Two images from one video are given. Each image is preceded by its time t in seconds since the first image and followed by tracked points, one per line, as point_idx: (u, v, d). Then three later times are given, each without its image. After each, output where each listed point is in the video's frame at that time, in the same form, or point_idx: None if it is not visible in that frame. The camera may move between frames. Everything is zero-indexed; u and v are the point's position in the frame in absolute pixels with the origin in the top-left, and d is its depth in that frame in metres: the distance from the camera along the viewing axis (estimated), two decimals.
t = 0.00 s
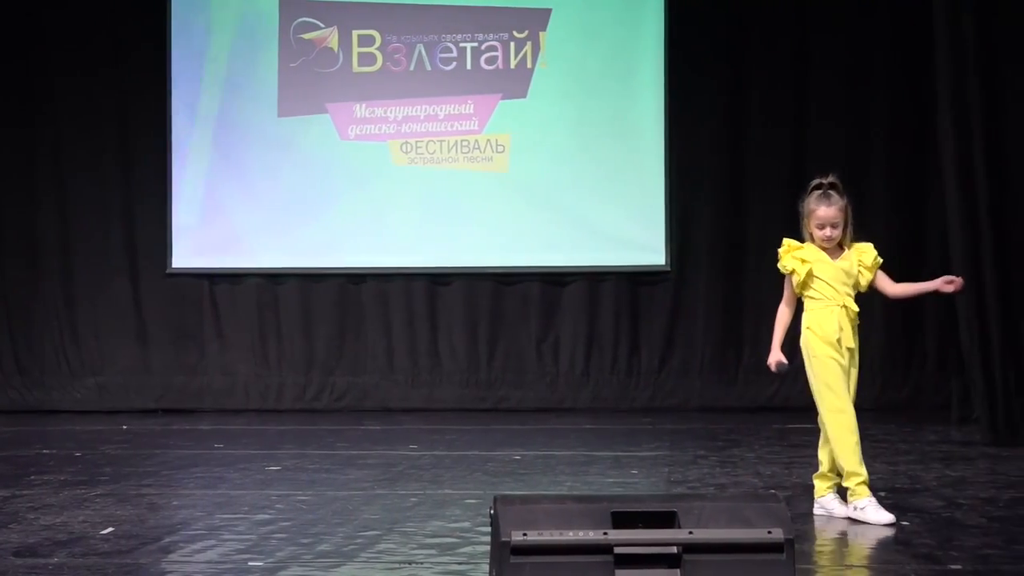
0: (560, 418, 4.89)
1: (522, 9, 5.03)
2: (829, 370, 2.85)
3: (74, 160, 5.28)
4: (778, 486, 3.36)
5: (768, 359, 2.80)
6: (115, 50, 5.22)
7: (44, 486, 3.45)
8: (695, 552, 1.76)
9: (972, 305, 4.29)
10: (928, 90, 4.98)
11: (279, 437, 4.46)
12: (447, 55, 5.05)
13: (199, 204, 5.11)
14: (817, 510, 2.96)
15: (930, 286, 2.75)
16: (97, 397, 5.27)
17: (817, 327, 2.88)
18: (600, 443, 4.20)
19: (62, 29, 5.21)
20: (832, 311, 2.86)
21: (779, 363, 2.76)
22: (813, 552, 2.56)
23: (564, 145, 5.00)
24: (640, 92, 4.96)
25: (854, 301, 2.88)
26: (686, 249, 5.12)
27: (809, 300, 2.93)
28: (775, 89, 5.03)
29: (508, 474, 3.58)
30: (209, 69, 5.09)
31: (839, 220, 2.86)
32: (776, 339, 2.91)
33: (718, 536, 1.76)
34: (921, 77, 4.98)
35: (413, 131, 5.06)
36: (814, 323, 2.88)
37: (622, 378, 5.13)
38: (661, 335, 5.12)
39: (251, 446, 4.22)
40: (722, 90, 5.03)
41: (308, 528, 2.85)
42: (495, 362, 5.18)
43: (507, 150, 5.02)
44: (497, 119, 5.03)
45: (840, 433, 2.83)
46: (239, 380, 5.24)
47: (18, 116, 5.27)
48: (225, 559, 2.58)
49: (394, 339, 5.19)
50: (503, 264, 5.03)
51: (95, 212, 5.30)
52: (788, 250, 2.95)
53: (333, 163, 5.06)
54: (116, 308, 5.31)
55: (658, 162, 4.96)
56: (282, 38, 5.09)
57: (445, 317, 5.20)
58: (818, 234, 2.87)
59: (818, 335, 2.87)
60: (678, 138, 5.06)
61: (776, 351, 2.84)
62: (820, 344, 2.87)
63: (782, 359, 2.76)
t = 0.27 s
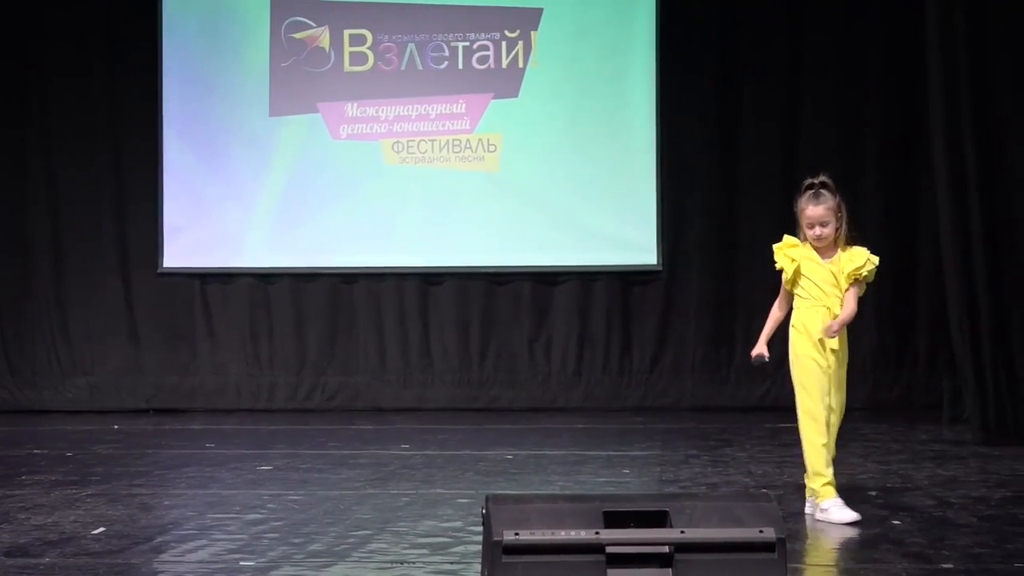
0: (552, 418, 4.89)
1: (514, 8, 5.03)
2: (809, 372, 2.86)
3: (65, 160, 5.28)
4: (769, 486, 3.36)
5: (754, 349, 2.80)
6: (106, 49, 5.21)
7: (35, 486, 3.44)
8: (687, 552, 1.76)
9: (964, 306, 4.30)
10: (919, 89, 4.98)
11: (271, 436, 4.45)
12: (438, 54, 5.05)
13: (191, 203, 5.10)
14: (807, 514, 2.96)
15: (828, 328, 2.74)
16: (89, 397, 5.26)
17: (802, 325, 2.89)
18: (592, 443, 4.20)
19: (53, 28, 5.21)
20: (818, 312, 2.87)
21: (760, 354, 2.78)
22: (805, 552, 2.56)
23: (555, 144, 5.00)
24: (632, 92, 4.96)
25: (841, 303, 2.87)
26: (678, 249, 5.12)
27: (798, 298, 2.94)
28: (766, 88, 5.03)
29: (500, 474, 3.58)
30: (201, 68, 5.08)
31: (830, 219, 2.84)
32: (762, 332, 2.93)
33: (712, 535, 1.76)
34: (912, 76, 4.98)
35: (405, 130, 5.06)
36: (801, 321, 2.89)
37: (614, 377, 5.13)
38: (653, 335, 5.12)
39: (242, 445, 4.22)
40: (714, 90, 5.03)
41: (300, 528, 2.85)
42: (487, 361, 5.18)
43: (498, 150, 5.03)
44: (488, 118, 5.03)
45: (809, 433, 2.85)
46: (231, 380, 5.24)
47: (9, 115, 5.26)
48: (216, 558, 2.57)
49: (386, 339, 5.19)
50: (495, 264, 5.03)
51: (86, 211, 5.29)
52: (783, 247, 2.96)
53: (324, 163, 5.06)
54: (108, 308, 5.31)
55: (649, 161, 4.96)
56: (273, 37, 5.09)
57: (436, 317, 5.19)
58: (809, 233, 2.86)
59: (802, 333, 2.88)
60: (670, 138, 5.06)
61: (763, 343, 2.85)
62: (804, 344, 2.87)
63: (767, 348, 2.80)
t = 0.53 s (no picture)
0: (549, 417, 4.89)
1: (510, 8, 5.03)
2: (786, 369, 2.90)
3: (61, 159, 5.27)
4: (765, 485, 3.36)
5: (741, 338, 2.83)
6: (102, 49, 5.21)
7: (31, 485, 3.44)
8: (683, 551, 1.76)
9: (960, 305, 4.30)
10: (915, 89, 4.99)
11: (267, 436, 4.45)
12: (435, 53, 5.05)
13: (187, 203, 5.10)
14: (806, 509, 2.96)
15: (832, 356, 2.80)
16: (85, 396, 5.26)
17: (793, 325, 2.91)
18: (588, 442, 4.20)
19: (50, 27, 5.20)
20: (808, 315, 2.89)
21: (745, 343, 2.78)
22: (801, 551, 2.56)
23: (552, 144, 5.00)
24: (628, 91, 4.96)
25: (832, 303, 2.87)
26: (674, 249, 5.12)
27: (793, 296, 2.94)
28: (763, 88, 5.03)
29: (496, 473, 3.58)
30: (196, 67, 5.08)
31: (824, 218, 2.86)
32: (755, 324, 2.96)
33: (708, 534, 1.76)
34: (909, 76, 4.98)
35: (401, 130, 5.05)
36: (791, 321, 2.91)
37: (611, 377, 5.13)
38: (649, 334, 5.13)
39: (238, 445, 4.21)
40: (711, 89, 5.03)
41: (296, 528, 2.85)
42: (483, 360, 5.17)
43: (495, 149, 5.02)
44: (485, 118, 5.03)
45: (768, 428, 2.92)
46: (227, 379, 5.24)
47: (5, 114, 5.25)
48: (213, 558, 2.57)
49: (382, 338, 5.19)
50: (491, 263, 5.04)
51: (82, 211, 5.29)
52: (778, 246, 2.95)
53: (321, 162, 5.06)
54: (104, 308, 5.30)
55: (645, 161, 4.96)
56: (270, 37, 5.09)
57: (433, 316, 5.19)
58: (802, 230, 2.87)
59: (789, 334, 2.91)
60: (667, 137, 5.06)
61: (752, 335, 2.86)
62: (786, 344, 2.90)
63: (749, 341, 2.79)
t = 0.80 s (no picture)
0: (549, 416, 4.89)
1: (510, 7, 5.03)
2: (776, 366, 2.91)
3: (61, 159, 5.27)
4: (765, 484, 3.36)
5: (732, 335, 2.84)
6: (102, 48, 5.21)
7: (31, 484, 3.44)
8: (683, 550, 1.76)
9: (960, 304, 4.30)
10: (915, 88, 4.99)
11: (267, 435, 4.45)
12: (434, 52, 5.05)
13: (187, 202, 5.10)
14: (805, 507, 2.97)
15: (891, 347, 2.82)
16: (84, 396, 5.26)
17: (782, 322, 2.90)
18: (588, 441, 4.20)
19: (49, 26, 5.20)
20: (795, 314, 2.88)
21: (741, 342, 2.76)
22: (800, 550, 2.56)
23: (552, 143, 4.99)
24: (628, 90, 4.96)
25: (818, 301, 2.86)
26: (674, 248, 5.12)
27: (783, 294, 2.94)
28: (762, 87, 5.03)
29: (495, 472, 3.58)
30: (196, 66, 5.08)
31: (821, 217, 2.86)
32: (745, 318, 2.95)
33: (706, 533, 1.76)
34: (908, 75, 4.98)
35: (401, 129, 5.05)
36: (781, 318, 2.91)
37: (611, 376, 5.13)
38: (649, 333, 5.13)
39: (237, 444, 4.21)
40: (710, 88, 5.03)
41: (296, 527, 2.85)
42: (483, 359, 5.17)
43: (494, 148, 5.02)
44: (485, 117, 5.03)
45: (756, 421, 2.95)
46: (227, 379, 5.24)
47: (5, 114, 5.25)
48: (213, 557, 2.57)
49: (382, 337, 5.19)
50: (491, 262, 5.04)
51: (82, 210, 5.29)
52: (769, 243, 2.96)
53: (321, 162, 5.06)
54: (104, 307, 5.30)
55: (645, 160, 4.96)
56: (270, 36, 5.09)
57: (432, 315, 5.19)
58: (799, 228, 2.88)
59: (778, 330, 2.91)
60: (666, 136, 5.06)
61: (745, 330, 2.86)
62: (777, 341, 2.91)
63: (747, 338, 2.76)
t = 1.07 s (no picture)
0: (550, 415, 4.89)
1: (510, 4, 5.03)
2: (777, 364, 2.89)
3: (61, 157, 5.27)
4: (765, 482, 3.36)
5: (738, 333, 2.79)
6: (101, 46, 5.21)
7: (31, 483, 3.44)
8: (683, 548, 1.76)
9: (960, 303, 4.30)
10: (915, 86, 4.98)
11: (267, 433, 4.45)
12: (434, 50, 5.05)
13: (187, 201, 5.10)
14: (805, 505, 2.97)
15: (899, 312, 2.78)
16: (85, 394, 5.26)
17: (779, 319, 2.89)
18: (588, 439, 4.20)
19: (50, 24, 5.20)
20: (790, 311, 2.87)
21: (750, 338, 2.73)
22: (800, 548, 2.56)
23: (552, 141, 4.99)
24: (628, 88, 4.96)
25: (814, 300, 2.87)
26: (674, 246, 5.12)
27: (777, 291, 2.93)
28: (762, 85, 5.04)
29: (496, 470, 3.58)
30: (196, 65, 5.08)
31: (821, 219, 2.87)
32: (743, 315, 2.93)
33: (703, 531, 1.76)
34: (908, 73, 4.98)
35: (401, 127, 5.05)
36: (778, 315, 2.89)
37: (611, 374, 5.13)
38: (649, 331, 5.13)
39: (238, 443, 4.21)
40: (711, 87, 5.03)
41: (296, 525, 2.85)
42: (483, 357, 5.17)
43: (495, 146, 5.02)
44: (485, 115, 5.03)
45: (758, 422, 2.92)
46: (227, 377, 5.24)
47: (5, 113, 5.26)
48: (213, 555, 2.57)
49: (382, 335, 5.19)
50: (492, 260, 5.04)
51: (82, 209, 5.29)
52: (765, 240, 2.95)
53: (321, 160, 5.06)
54: (104, 306, 5.31)
55: (645, 158, 4.96)
56: (270, 34, 5.09)
57: (433, 313, 5.19)
58: (798, 229, 2.88)
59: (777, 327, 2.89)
60: (667, 135, 5.06)
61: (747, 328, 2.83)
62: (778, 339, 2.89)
63: (760, 335, 2.70)
